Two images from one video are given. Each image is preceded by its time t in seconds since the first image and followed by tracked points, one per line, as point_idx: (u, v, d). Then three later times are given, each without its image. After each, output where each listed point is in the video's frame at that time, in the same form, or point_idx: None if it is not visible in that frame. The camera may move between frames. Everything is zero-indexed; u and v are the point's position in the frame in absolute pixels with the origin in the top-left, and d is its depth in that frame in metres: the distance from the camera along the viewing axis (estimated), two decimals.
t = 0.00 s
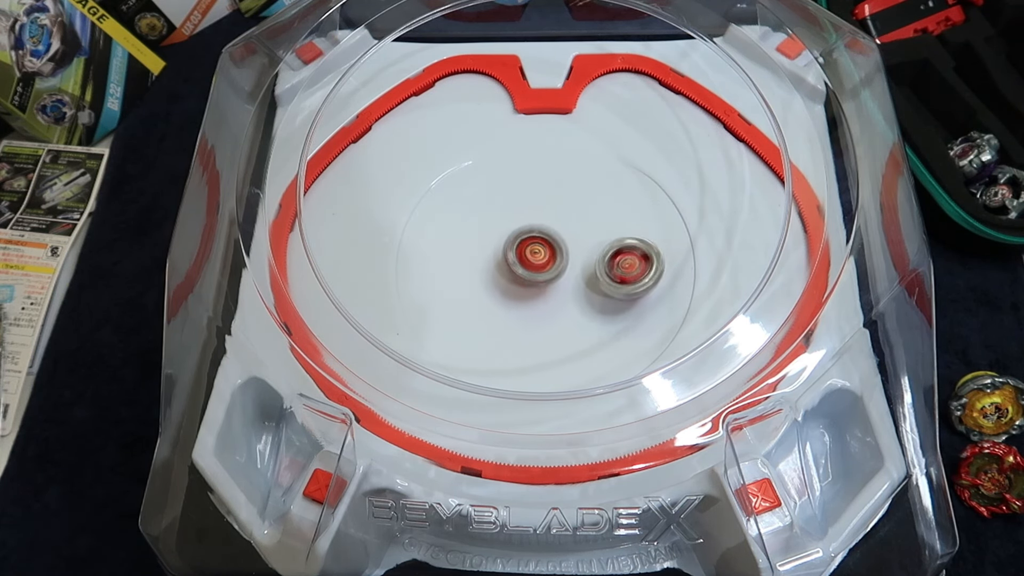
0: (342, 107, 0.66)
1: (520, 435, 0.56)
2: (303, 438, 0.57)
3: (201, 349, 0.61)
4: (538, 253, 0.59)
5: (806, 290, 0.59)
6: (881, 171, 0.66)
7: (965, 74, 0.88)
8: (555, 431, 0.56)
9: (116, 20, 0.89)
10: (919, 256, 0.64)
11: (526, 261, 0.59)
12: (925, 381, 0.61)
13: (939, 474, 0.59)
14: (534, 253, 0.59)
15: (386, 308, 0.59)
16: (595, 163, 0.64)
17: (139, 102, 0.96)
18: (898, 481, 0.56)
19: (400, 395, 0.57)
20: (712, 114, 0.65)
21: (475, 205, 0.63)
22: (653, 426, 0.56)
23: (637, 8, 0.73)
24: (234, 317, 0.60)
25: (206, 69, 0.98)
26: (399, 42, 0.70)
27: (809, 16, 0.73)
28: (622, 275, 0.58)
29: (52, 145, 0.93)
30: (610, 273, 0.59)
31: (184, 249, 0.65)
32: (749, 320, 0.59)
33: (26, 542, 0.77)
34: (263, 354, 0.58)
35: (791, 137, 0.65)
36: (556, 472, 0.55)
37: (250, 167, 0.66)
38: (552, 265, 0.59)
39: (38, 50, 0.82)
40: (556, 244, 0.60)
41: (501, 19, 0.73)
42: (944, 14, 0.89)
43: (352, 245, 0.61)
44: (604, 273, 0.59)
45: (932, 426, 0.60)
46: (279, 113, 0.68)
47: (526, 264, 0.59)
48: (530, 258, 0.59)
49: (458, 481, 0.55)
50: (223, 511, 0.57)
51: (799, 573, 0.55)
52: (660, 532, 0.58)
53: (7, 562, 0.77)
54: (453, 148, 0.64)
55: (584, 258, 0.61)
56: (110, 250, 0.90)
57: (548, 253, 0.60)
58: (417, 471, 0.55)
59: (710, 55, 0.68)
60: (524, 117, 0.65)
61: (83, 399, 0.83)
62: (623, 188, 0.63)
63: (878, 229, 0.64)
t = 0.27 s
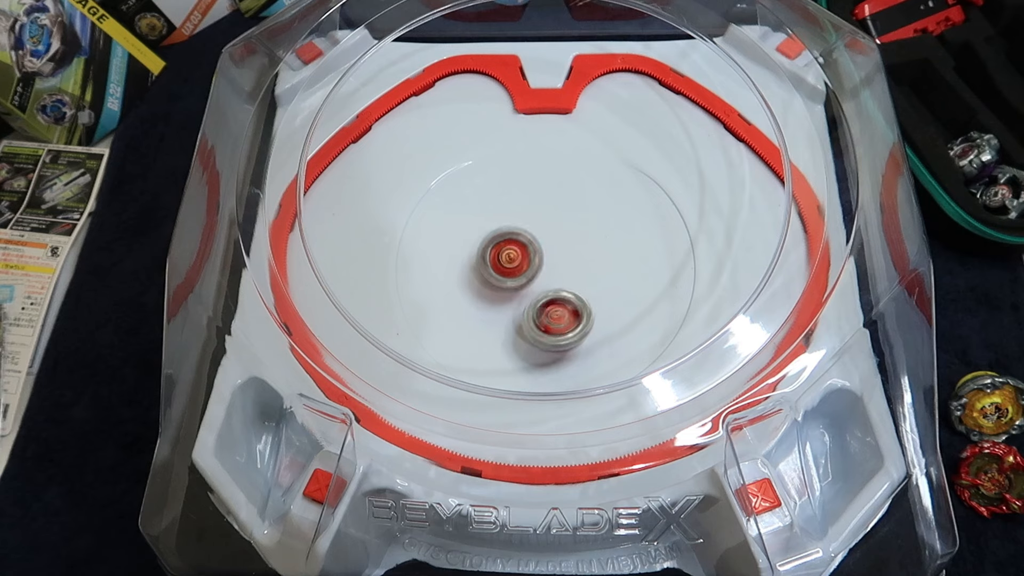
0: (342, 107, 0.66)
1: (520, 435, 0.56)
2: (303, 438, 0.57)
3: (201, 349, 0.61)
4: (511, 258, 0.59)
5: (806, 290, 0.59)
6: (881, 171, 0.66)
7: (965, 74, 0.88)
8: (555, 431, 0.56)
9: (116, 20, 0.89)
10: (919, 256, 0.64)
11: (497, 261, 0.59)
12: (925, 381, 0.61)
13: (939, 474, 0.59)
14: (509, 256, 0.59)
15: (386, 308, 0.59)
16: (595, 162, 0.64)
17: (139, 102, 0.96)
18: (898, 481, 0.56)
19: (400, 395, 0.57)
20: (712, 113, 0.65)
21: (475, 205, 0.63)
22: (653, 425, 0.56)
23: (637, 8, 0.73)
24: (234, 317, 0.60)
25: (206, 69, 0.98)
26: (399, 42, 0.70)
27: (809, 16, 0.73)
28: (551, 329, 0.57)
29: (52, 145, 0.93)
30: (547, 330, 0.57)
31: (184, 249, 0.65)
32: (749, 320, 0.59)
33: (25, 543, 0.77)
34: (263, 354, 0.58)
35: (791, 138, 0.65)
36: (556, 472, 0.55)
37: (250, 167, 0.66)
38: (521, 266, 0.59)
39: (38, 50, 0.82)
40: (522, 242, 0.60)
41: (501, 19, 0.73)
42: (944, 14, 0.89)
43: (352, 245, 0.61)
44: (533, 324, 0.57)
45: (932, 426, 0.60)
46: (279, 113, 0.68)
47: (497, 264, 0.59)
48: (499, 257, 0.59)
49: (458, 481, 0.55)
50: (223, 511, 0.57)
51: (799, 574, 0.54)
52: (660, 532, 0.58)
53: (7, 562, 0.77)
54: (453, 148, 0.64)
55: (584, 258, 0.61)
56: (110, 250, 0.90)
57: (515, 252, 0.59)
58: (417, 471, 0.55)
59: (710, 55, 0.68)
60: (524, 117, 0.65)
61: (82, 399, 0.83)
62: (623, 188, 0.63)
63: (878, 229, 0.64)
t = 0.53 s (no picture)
0: (342, 107, 0.66)
1: (520, 435, 0.56)
2: (303, 438, 0.57)
3: (201, 349, 0.61)
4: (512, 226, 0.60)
5: (806, 290, 0.59)
6: (882, 171, 0.66)
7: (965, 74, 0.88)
8: (555, 431, 0.56)
9: (116, 20, 0.89)
10: (919, 256, 0.64)
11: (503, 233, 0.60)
12: (926, 381, 0.61)
13: (939, 474, 0.59)
14: (507, 227, 0.60)
15: (386, 308, 0.59)
16: (595, 163, 0.64)
17: (139, 102, 0.96)
18: (898, 481, 0.56)
19: (400, 395, 0.57)
20: (712, 114, 0.65)
21: (475, 205, 0.63)
22: (653, 425, 0.56)
23: (637, 9, 0.73)
24: (234, 317, 0.60)
25: (206, 69, 0.98)
26: (399, 42, 0.70)
27: (809, 16, 0.73)
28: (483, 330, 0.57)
29: (52, 145, 0.93)
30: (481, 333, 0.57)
31: (184, 249, 0.65)
32: (749, 320, 0.59)
33: (25, 543, 0.77)
34: (263, 354, 0.58)
35: (791, 138, 0.65)
36: (556, 472, 0.55)
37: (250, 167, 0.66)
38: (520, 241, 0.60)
39: (38, 50, 0.82)
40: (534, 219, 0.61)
41: (501, 19, 0.73)
42: (944, 14, 0.89)
43: (352, 245, 0.61)
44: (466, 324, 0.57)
45: (932, 426, 0.60)
46: (279, 113, 0.68)
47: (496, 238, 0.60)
48: (500, 228, 0.60)
49: (458, 481, 0.55)
50: (223, 511, 0.57)
51: (799, 574, 0.54)
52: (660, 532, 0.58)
53: (7, 562, 0.77)
54: (453, 149, 0.64)
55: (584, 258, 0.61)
56: (110, 250, 0.90)
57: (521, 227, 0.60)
58: (417, 471, 0.55)
59: (710, 55, 0.68)
60: (524, 117, 0.65)
61: (82, 399, 0.83)
62: (624, 188, 0.63)
63: (878, 229, 0.64)
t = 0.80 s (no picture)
0: (342, 107, 0.66)
1: (520, 435, 0.56)
2: (303, 438, 0.57)
3: (201, 349, 0.61)
4: (543, 224, 0.60)
5: (806, 290, 0.59)
6: (882, 171, 0.66)
7: (965, 75, 0.88)
8: (555, 431, 0.56)
9: (116, 20, 0.89)
10: (919, 256, 0.64)
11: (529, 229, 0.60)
12: (925, 381, 0.61)
13: (939, 474, 0.59)
14: (537, 224, 0.60)
15: (386, 308, 0.59)
16: (595, 163, 0.64)
17: (139, 102, 0.96)
18: (898, 481, 0.56)
19: (400, 395, 0.57)
20: (713, 114, 0.65)
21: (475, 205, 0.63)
22: (653, 425, 0.56)
23: (637, 9, 0.73)
24: (234, 317, 0.60)
25: (206, 69, 0.98)
26: (399, 42, 0.70)
27: (809, 16, 0.73)
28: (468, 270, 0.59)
29: (52, 145, 0.93)
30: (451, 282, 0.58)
31: (184, 249, 0.65)
32: (749, 320, 0.59)
33: (25, 543, 0.77)
34: (263, 354, 0.58)
35: (791, 138, 0.65)
36: (556, 472, 0.55)
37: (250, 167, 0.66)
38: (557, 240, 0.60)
39: (38, 50, 0.82)
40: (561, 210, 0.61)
41: (501, 19, 0.73)
42: (944, 15, 0.89)
43: (352, 245, 0.61)
44: (443, 257, 0.59)
45: (932, 426, 0.60)
46: (279, 113, 0.68)
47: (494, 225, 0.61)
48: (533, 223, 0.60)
49: (458, 481, 0.55)
50: (223, 511, 0.57)
51: (799, 573, 0.55)
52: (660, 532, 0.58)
53: (7, 562, 0.77)
54: (453, 149, 0.64)
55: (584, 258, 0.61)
56: (110, 251, 0.90)
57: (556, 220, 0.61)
58: (417, 471, 0.55)
59: (710, 56, 0.68)
60: (524, 117, 0.65)
61: (82, 399, 0.83)
62: (624, 188, 0.63)
63: (878, 229, 0.64)
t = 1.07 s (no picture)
0: (342, 107, 0.66)
1: (520, 435, 0.56)
2: (303, 438, 0.57)
3: (201, 349, 0.61)
4: (553, 242, 0.59)
5: (806, 290, 0.59)
6: (882, 171, 0.66)
7: (965, 75, 0.88)
8: (555, 431, 0.56)
9: (116, 20, 0.89)
10: (919, 256, 0.64)
11: (538, 250, 0.59)
12: (926, 381, 0.61)
13: (939, 474, 0.59)
14: (547, 239, 0.59)
15: (386, 308, 0.59)
16: (595, 163, 0.64)
17: (139, 102, 0.96)
18: (898, 481, 0.56)
19: (400, 395, 0.57)
20: (713, 113, 0.65)
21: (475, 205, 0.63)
22: (653, 425, 0.56)
23: (637, 8, 0.73)
24: (234, 317, 0.60)
25: (206, 69, 0.98)
26: (399, 42, 0.70)
27: (809, 16, 0.73)
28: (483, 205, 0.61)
29: (52, 145, 0.93)
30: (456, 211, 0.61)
31: (184, 249, 0.65)
32: (749, 320, 0.59)
33: (26, 543, 0.77)
34: (263, 354, 0.58)
35: (791, 137, 0.65)
36: (556, 472, 0.55)
37: (250, 167, 0.66)
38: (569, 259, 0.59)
39: (38, 50, 0.82)
40: (568, 223, 0.61)
41: (501, 19, 0.73)
42: (944, 14, 0.89)
43: (352, 245, 0.61)
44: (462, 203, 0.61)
45: (932, 426, 0.60)
46: (279, 113, 0.68)
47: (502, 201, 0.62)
48: (544, 237, 0.60)
49: (458, 481, 0.55)
50: (223, 511, 0.57)
51: (799, 573, 0.55)
52: (660, 532, 0.58)
53: (8, 562, 0.77)
54: (453, 149, 0.64)
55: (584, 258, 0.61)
56: (110, 251, 0.90)
57: (565, 241, 0.60)
58: (417, 471, 0.55)
59: (710, 56, 0.68)
60: (524, 117, 0.65)
61: (82, 399, 0.83)
62: (624, 188, 0.63)
63: (878, 230, 0.64)
